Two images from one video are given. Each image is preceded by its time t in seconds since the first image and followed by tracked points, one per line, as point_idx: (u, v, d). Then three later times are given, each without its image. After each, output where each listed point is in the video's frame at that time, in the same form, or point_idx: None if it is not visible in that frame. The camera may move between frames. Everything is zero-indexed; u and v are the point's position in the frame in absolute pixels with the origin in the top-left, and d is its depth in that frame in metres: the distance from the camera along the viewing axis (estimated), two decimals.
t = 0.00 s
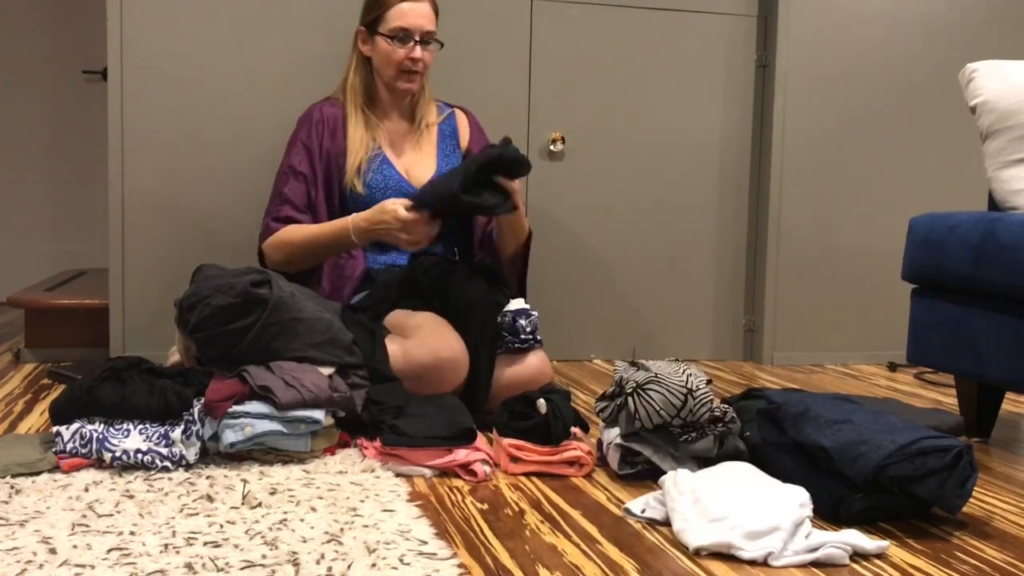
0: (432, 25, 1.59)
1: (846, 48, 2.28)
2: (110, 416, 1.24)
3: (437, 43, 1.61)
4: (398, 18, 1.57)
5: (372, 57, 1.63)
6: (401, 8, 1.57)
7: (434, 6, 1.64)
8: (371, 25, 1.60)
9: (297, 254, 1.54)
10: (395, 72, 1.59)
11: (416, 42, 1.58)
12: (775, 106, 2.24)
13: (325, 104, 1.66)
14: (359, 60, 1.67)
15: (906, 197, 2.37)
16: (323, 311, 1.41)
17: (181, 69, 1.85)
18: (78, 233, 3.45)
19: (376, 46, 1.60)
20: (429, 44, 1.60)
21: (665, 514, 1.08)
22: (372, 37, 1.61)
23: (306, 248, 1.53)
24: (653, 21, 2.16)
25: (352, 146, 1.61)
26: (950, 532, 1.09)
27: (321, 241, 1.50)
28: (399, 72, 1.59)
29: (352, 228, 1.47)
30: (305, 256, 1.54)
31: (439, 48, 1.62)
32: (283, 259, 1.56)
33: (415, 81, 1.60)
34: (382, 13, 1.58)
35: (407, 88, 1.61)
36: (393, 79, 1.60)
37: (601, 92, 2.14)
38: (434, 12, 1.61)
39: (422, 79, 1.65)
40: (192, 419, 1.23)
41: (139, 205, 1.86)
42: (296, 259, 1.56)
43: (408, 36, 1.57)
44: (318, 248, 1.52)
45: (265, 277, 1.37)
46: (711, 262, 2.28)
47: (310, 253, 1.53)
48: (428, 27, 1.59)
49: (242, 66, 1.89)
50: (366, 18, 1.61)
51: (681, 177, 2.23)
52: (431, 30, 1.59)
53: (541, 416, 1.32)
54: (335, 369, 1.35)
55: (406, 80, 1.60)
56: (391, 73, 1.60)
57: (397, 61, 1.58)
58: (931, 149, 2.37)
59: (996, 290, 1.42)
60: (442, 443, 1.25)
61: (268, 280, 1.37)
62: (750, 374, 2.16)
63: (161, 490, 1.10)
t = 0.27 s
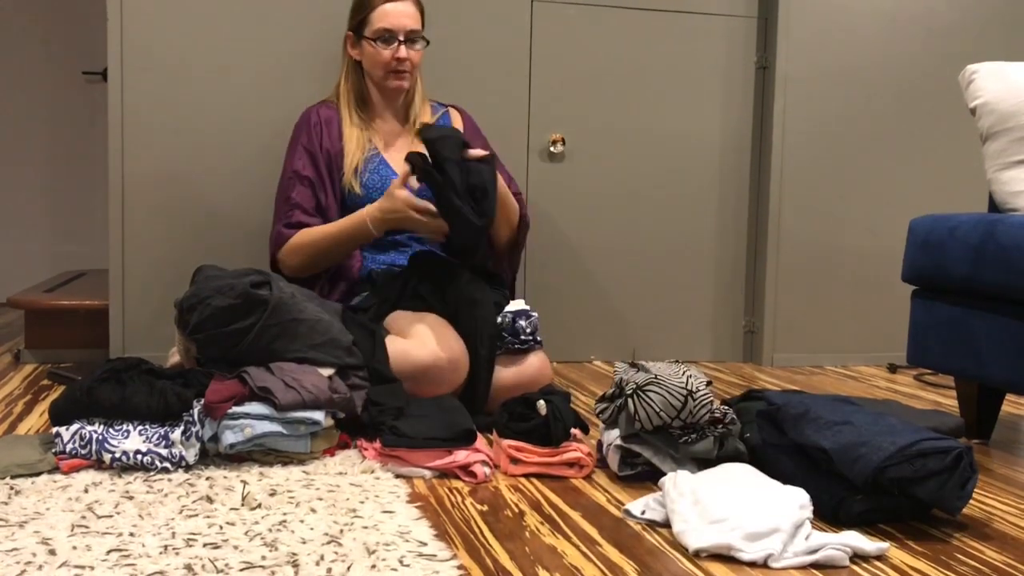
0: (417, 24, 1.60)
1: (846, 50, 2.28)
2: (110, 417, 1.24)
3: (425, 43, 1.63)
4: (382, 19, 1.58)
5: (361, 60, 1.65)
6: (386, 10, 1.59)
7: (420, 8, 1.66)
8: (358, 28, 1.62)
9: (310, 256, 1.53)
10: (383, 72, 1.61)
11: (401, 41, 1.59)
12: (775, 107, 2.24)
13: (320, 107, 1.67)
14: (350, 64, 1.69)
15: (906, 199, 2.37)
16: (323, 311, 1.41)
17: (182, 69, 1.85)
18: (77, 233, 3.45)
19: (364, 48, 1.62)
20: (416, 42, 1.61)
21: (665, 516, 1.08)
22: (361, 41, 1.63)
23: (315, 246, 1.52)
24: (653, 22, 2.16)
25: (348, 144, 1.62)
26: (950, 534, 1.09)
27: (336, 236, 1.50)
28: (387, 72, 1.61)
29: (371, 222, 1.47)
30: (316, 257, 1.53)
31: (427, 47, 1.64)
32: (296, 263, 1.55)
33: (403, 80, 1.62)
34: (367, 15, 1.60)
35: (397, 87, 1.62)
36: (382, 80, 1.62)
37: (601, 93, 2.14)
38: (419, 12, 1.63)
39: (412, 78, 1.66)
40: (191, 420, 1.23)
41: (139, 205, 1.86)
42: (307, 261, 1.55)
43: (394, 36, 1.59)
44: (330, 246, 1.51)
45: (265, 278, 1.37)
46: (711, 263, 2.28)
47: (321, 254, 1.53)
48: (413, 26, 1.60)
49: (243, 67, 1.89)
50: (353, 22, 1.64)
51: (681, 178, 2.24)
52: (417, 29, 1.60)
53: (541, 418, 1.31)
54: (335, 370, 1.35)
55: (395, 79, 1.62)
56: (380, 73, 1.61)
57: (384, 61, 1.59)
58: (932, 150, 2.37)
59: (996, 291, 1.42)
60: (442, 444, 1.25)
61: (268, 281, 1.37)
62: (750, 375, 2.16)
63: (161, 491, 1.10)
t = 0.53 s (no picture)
0: (411, 24, 1.61)
1: (846, 51, 2.28)
2: (110, 417, 1.24)
3: (421, 42, 1.63)
4: (376, 20, 1.59)
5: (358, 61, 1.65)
6: (380, 11, 1.59)
7: (414, 8, 1.66)
8: (353, 30, 1.63)
9: (316, 245, 1.53)
10: (380, 72, 1.61)
11: (396, 40, 1.59)
12: (774, 108, 2.24)
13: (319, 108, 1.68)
14: (348, 66, 1.70)
15: (906, 200, 2.38)
16: (323, 312, 1.42)
17: (182, 70, 1.85)
18: (77, 234, 3.45)
19: (360, 49, 1.62)
20: (411, 41, 1.61)
21: (665, 516, 1.08)
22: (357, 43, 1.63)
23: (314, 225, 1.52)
24: (653, 24, 2.16)
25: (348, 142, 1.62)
26: (949, 535, 1.09)
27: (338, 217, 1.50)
28: (383, 72, 1.61)
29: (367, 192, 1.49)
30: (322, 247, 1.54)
31: (423, 46, 1.64)
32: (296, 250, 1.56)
33: (400, 79, 1.62)
34: (362, 16, 1.61)
35: (393, 86, 1.62)
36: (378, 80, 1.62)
37: (601, 94, 2.14)
38: (414, 12, 1.63)
39: (409, 77, 1.66)
40: (192, 420, 1.23)
41: (140, 206, 1.87)
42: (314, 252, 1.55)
43: (388, 36, 1.59)
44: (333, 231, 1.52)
45: (265, 279, 1.37)
46: (711, 264, 2.28)
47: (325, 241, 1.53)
48: (408, 25, 1.61)
49: (243, 68, 1.89)
50: (349, 24, 1.65)
51: (681, 179, 2.24)
52: (412, 28, 1.61)
53: (540, 419, 1.31)
54: (335, 371, 1.35)
55: (391, 79, 1.62)
56: (377, 73, 1.61)
57: (380, 61, 1.60)
58: (932, 151, 2.38)
59: (995, 292, 1.42)
60: (442, 444, 1.26)
61: (268, 281, 1.37)
62: (750, 376, 2.16)
63: (161, 491, 1.10)
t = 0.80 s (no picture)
0: (412, 24, 1.60)
1: (846, 51, 2.28)
2: (110, 417, 1.24)
3: (423, 43, 1.63)
4: (378, 20, 1.59)
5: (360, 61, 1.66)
6: (382, 11, 1.59)
7: (416, 9, 1.66)
8: (356, 31, 1.63)
9: (298, 224, 1.51)
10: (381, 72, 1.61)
11: (397, 41, 1.59)
12: (774, 108, 2.24)
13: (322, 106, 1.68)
14: (351, 67, 1.70)
15: (906, 200, 2.37)
16: (323, 312, 1.42)
17: (182, 70, 1.85)
18: (77, 233, 3.45)
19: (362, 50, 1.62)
20: (414, 42, 1.61)
21: (665, 516, 1.08)
22: (359, 43, 1.63)
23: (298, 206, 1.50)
24: (653, 24, 2.16)
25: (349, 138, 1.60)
26: (949, 535, 1.09)
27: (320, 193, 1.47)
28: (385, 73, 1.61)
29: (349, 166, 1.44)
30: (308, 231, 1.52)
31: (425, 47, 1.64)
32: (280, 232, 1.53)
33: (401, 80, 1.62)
34: (365, 17, 1.61)
35: (395, 88, 1.63)
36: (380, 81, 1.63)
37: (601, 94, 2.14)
38: (416, 12, 1.63)
39: (410, 78, 1.66)
40: (192, 420, 1.23)
41: (140, 205, 1.87)
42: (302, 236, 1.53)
43: (390, 36, 1.59)
44: (316, 208, 1.49)
45: (265, 279, 1.37)
46: (711, 264, 2.28)
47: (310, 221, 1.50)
48: (409, 25, 1.60)
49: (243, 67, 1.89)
50: (352, 24, 1.65)
51: (681, 179, 2.24)
52: (414, 28, 1.61)
53: (541, 418, 1.31)
54: (335, 370, 1.34)
55: (393, 80, 1.62)
56: (379, 74, 1.62)
57: (381, 61, 1.60)
58: (932, 151, 2.38)
59: (995, 292, 1.42)
60: (442, 444, 1.26)
61: (268, 281, 1.37)
62: (750, 376, 2.16)
63: (161, 491, 1.10)
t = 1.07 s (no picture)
0: (413, 23, 1.59)
1: (845, 51, 2.28)
2: (110, 417, 1.24)
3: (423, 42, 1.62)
4: (378, 20, 1.58)
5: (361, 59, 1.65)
6: (383, 10, 1.58)
7: (418, 8, 1.65)
8: (357, 29, 1.62)
9: (263, 147, 1.45)
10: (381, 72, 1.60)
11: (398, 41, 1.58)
12: (775, 108, 2.24)
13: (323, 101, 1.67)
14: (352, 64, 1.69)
15: (906, 200, 2.37)
16: (323, 311, 1.42)
17: (182, 70, 1.85)
18: (77, 233, 3.45)
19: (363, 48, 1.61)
20: (414, 41, 1.60)
21: (664, 516, 1.08)
22: (359, 42, 1.63)
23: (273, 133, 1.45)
24: (653, 24, 2.16)
25: (354, 135, 1.58)
26: (949, 534, 1.09)
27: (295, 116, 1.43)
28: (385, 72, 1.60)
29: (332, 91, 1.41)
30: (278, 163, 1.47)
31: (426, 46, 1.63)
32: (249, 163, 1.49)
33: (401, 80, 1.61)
34: (366, 15, 1.60)
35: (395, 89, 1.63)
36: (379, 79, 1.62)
37: (600, 94, 2.14)
38: (418, 11, 1.61)
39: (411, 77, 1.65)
40: (192, 420, 1.23)
41: (139, 205, 1.86)
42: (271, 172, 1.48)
43: (390, 35, 1.58)
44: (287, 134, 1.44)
45: (265, 278, 1.37)
46: (711, 264, 2.28)
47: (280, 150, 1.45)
48: (410, 25, 1.59)
49: (242, 67, 1.89)
50: (353, 23, 1.65)
51: (681, 179, 2.24)
52: (415, 27, 1.59)
53: (541, 418, 1.31)
54: (335, 370, 1.34)
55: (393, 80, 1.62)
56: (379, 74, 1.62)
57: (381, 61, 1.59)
58: (932, 151, 2.38)
59: (995, 292, 1.42)
60: (442, 444, 1.26)
61: (268, 281, 1.37)
62: (750, 376, 2.16)
63: (161, 490, 1.10)
